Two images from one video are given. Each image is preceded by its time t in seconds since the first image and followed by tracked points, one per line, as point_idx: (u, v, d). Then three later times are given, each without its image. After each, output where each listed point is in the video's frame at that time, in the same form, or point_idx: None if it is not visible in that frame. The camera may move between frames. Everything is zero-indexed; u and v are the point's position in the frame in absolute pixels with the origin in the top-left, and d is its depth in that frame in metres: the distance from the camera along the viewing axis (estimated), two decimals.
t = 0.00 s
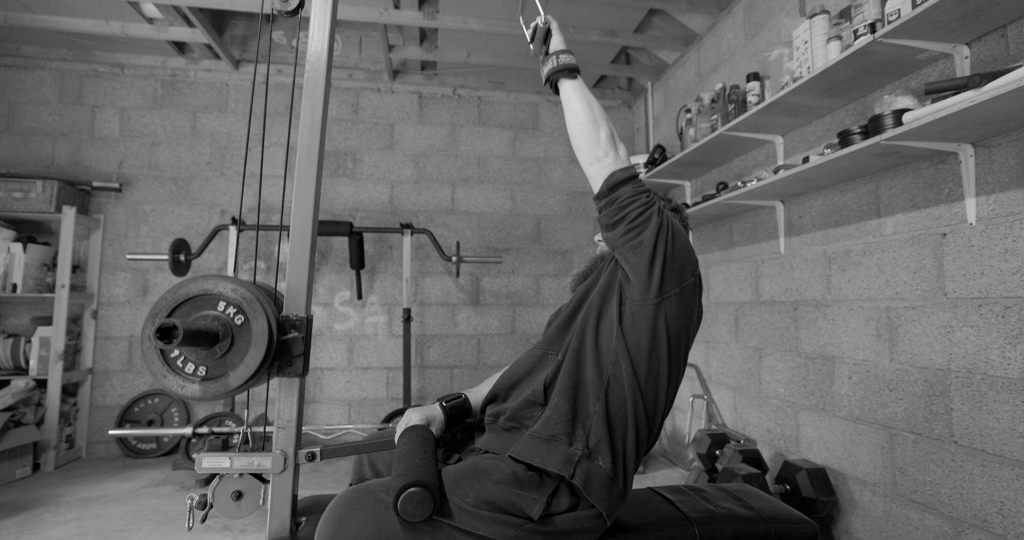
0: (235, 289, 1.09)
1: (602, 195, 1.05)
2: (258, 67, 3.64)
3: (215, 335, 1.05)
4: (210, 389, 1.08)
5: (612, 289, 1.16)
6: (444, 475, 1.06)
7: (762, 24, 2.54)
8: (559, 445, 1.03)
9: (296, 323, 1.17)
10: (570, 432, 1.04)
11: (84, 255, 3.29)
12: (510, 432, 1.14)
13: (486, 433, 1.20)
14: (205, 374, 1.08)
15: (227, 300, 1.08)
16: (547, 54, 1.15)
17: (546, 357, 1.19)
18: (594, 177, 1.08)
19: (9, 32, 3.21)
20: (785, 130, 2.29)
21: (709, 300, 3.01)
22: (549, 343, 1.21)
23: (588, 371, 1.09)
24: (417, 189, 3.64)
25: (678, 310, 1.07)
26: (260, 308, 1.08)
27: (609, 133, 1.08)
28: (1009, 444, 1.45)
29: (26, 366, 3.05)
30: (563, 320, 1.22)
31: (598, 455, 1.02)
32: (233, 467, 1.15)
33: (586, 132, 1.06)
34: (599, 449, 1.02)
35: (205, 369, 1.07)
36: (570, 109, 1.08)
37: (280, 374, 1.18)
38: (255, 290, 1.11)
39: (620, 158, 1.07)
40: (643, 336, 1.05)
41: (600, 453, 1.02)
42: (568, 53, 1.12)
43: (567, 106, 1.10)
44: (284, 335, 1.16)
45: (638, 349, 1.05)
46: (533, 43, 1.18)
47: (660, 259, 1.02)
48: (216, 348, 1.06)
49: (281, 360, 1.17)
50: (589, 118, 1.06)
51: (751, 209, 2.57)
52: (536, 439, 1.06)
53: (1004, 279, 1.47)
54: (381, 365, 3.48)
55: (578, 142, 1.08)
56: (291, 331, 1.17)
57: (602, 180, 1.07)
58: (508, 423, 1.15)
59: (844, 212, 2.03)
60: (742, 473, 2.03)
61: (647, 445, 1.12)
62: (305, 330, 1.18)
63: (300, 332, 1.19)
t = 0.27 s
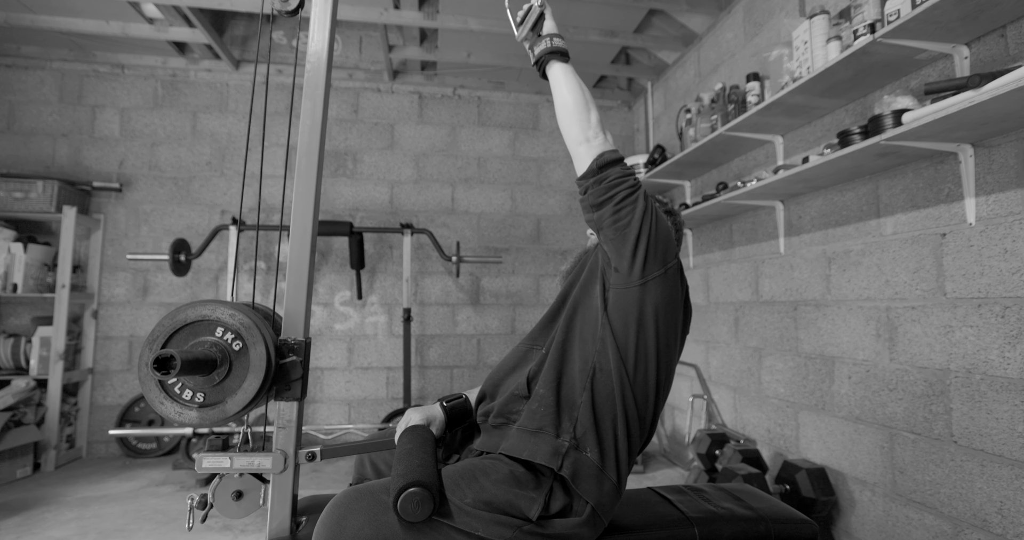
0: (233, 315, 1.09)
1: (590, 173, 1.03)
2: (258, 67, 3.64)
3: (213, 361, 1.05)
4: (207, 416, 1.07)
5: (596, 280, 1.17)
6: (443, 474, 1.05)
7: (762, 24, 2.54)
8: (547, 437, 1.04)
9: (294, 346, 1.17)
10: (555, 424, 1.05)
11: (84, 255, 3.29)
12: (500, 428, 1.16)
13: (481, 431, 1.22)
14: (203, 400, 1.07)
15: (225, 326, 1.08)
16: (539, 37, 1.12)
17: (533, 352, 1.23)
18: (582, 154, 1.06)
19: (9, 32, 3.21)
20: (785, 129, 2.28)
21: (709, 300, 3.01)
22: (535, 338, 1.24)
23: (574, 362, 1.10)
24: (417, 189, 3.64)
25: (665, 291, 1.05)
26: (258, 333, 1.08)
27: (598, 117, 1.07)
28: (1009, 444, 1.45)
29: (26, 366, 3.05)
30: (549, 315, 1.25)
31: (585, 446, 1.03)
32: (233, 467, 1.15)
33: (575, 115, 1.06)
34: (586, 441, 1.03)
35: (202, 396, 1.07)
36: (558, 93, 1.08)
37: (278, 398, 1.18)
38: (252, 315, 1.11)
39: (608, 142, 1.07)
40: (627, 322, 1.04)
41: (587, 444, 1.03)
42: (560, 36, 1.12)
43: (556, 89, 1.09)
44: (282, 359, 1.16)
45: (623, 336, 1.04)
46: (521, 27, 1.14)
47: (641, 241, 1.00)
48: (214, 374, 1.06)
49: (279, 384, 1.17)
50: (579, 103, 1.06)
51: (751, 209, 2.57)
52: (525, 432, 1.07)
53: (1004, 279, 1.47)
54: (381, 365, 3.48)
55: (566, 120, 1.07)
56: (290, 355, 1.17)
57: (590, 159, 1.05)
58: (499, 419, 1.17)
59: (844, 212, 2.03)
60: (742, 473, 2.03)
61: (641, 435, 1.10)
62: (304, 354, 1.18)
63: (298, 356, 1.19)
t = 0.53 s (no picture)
0: (232, 324, 1.09)
1: (583, 166, 1.04)
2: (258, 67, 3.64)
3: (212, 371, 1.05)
4: (206, 425, 1.07)
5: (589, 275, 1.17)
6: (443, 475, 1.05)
7: (762, 24, 2.54)
8: (539, 434, 1.04)
9: (293, 354, 1.17)
10: (547, 420, 1.05)
11: (84, 255, 3.29)
12: (493, 424, 1.16)
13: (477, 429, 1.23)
14: (202, 410, 1.07)
15: (224, 335, 1.08)
16: (534, 30, 1.13)
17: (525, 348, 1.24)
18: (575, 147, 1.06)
19: (9, 32, 3.21)
20: (785, 129, 2.28)
21: (709, 300, 3.01)
22: (528, 334, 1.26)
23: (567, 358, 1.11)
24: (417, 189, 3.64)
25: (657, 286, 1.04)
26: (257, 342, 1.08)
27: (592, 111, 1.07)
28: (1009, 444, 1.45)
29: (26, 366, 3.05)
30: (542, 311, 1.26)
31: (578, 442, 1.03)
32: (233, 467, 1.15)
33: (568, 109, 1.06)
34: (578, 437, 1.03)
35: (201, 405, 1.07)
36: (552, 86, 1.08)
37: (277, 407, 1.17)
38: (251, 323, 1.11)
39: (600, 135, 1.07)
40: (620, 317, 1.04)
41: (580, 441, 1.03)
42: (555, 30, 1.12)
43: (549, 82, 1.09)
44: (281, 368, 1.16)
45: (615, 331, 1.04)
46: (515, 21, 1.16)
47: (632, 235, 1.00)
48: (213, 384, 1.06)
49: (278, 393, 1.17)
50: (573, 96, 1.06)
51: (751, 209, 2.57)
52: (518, 428, 1.07)
53: (1004, 279, 1.47)
54: (381, 365, 3.48)
55: (559, 113, 1.07)
56: (289, 364, 1.17)
57: (583, 153, 1.05)
58: (493, 416, 1.17)
59: (844, 212, 2.03)
60: (742, 473, 2.03)
61: (637, 432, 1.10)
62: (303, 362, 1.18)
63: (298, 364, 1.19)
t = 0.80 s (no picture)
0: (231, 326, 1.09)
1: (584, 163, 1.04)
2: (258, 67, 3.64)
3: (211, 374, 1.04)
4: (205, 427, 1.07)
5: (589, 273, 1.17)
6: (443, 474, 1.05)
7: (762, 24, 2.54)
8: (539, 431, 1.04)
9: (292, 357, 1.17)
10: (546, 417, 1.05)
11: (84, 255, 3.29)
12: (492, 422, 1.16)
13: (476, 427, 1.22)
14: (201, 412, 1.07)
15: (223, 338, 1.08)
16: (534, 28, 1.13)
17: (524, 345, 1.24)
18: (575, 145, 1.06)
19: (9, 32, 3.21)
20: (785, 129, 2.28)
21: (709, 300, 3.02)
22: (526, 331, 1.25)
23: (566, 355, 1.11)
24: (417, 189, 3.64)
25: (657, 284, 1.04)
26: (256, 345, 1.08)
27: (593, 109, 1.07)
28: (1009, 444, 1.45)
29: (26, 366, 3.05)
30: (542, 308, 1.26)
31: (577, 439, 1.03)
32: (233, 467, 1.14)
33: (570, 106, 1.06)
34: (578, 434, 1.03)
35: (200, 407, 1.07)
36: (553, 82, 1.08)
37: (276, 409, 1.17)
38: (251, 326, 1.10)
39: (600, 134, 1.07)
40: (620, 314, 1.04)
41: (579, 438, 1.03)
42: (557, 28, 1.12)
43: (550, 80, 1.09)
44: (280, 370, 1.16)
45: (616, 328, 1.04)
46: (515, 19, 1.17)
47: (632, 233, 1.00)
48: (212, 386, 1.05)
49: (278, 395, 1.17)
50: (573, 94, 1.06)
51: (751, 209, 2.57)
52: (516, 425, 1.07)
53: (1004, 279, 1.47)
54: (381, 366, 3.48)
55: (559, 110, 1.07)
56: (288, 367, 1.17)
57: (584, 150, 1.05)
58: (492, 416, 1.17)
59: (844, 211, 2.03)
60: (742, 473, 2.03)
61: (637, 431, 1.10)
62: (303, 365, 1.18)
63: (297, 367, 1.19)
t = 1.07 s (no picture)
0: (231, 331, 1.09)
1: (581, 161, 1.04)
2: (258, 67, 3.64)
3: (211, 378, 1.04)
4: (205, 432, 1.07)
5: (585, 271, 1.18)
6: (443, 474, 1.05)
7: (762, 24, 2.54)
8: (537, 429, 1.03)
9: (292, 361, 1.17)
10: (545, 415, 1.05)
11: (84, 255, 3.29)
12: (491, 421, 1.16)
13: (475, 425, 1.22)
14: (200, 417, 1.07)
15: (223, 342, 1.08)
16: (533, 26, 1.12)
17: (523, 344, 1.24)
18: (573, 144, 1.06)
19: (9, 32, 3.21)
20: (785, 129, 2.28)
21: (709, 300, 3.02)
22: (525, 331, 1.25)
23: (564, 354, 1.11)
24: (417, 189, 3.64)
25: (653, 281, 1.04)
26: (257, 348, 1.08)
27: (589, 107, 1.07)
28: (1009, 444, 1.45)
29: (26, 366, 3.05)
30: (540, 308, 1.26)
31: (575, 438, 1.03)
32: (233, 467, 1.14)
33: (567, 104, 1.06)
34: (576, 433, 1.03)
35: (200, 412, 1.07)
36: (550, 81, 1.08)
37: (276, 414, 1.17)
38: (251, 330, 1.11)
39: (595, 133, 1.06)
40: (617, 311, 1.04)
41: (577, 437, 1.03)
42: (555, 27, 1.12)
43: (546, 79, 1.09)
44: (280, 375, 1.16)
45: (613, 326, 1.04)
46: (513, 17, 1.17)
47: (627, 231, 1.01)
48: (212, 391, 1.05)
49: (277, 399, 1.17)
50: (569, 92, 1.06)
51: (751, 209, 2.57)
52: (515, 424, 1.07)
53: (1004, 279, 1.47)
54: (381, 365, 3.48)
55: (557, 108, 1.07)
56: (288, 371, 1.18)
57: (581, 148, 1.05)
58: (490, 413, 1.17)
59: (844, 212, 2.03)
60: (742, 473, 2.03)
61: (635, 429, 1.10)
62: (303, 370, 1.18)
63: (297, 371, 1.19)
